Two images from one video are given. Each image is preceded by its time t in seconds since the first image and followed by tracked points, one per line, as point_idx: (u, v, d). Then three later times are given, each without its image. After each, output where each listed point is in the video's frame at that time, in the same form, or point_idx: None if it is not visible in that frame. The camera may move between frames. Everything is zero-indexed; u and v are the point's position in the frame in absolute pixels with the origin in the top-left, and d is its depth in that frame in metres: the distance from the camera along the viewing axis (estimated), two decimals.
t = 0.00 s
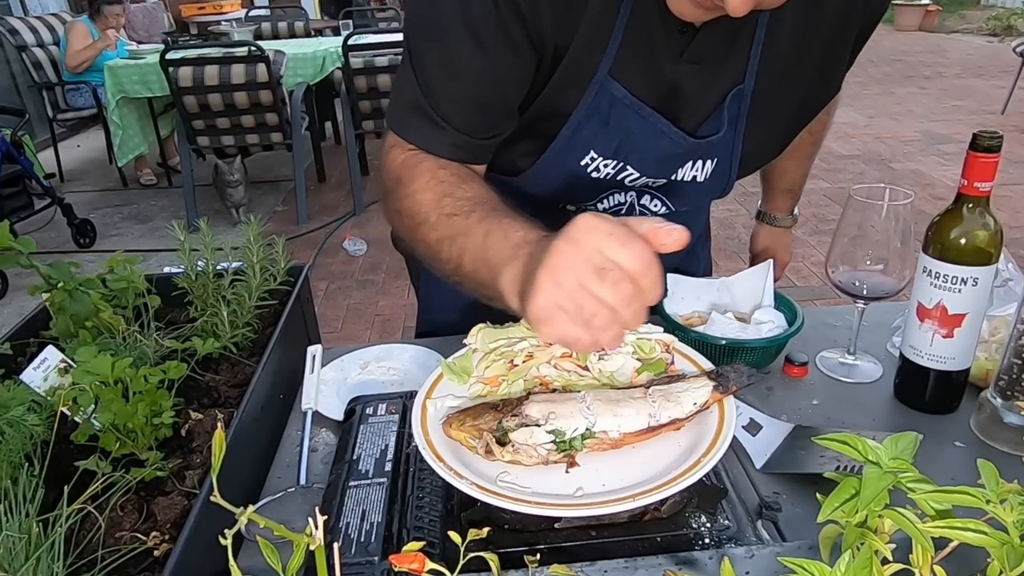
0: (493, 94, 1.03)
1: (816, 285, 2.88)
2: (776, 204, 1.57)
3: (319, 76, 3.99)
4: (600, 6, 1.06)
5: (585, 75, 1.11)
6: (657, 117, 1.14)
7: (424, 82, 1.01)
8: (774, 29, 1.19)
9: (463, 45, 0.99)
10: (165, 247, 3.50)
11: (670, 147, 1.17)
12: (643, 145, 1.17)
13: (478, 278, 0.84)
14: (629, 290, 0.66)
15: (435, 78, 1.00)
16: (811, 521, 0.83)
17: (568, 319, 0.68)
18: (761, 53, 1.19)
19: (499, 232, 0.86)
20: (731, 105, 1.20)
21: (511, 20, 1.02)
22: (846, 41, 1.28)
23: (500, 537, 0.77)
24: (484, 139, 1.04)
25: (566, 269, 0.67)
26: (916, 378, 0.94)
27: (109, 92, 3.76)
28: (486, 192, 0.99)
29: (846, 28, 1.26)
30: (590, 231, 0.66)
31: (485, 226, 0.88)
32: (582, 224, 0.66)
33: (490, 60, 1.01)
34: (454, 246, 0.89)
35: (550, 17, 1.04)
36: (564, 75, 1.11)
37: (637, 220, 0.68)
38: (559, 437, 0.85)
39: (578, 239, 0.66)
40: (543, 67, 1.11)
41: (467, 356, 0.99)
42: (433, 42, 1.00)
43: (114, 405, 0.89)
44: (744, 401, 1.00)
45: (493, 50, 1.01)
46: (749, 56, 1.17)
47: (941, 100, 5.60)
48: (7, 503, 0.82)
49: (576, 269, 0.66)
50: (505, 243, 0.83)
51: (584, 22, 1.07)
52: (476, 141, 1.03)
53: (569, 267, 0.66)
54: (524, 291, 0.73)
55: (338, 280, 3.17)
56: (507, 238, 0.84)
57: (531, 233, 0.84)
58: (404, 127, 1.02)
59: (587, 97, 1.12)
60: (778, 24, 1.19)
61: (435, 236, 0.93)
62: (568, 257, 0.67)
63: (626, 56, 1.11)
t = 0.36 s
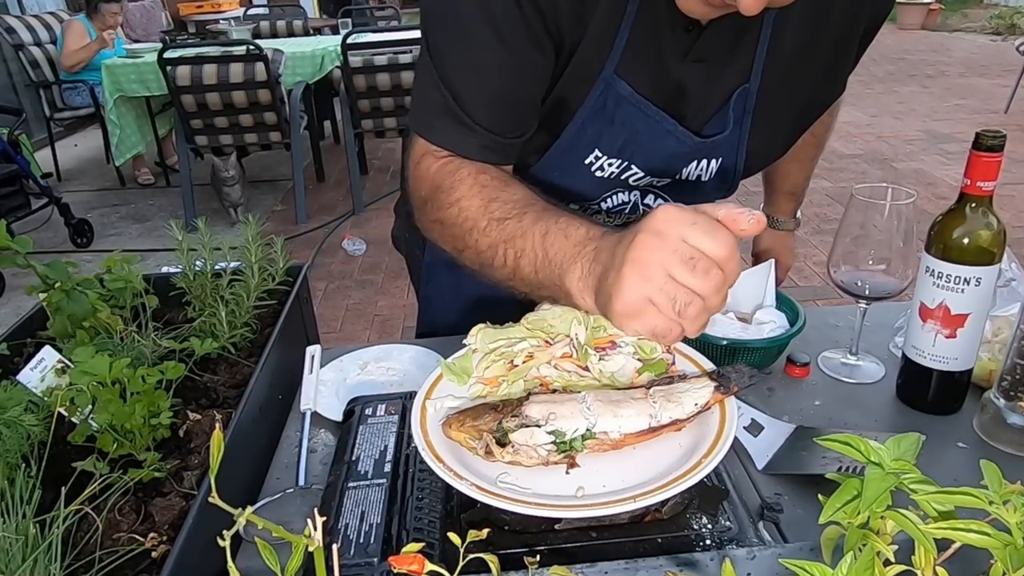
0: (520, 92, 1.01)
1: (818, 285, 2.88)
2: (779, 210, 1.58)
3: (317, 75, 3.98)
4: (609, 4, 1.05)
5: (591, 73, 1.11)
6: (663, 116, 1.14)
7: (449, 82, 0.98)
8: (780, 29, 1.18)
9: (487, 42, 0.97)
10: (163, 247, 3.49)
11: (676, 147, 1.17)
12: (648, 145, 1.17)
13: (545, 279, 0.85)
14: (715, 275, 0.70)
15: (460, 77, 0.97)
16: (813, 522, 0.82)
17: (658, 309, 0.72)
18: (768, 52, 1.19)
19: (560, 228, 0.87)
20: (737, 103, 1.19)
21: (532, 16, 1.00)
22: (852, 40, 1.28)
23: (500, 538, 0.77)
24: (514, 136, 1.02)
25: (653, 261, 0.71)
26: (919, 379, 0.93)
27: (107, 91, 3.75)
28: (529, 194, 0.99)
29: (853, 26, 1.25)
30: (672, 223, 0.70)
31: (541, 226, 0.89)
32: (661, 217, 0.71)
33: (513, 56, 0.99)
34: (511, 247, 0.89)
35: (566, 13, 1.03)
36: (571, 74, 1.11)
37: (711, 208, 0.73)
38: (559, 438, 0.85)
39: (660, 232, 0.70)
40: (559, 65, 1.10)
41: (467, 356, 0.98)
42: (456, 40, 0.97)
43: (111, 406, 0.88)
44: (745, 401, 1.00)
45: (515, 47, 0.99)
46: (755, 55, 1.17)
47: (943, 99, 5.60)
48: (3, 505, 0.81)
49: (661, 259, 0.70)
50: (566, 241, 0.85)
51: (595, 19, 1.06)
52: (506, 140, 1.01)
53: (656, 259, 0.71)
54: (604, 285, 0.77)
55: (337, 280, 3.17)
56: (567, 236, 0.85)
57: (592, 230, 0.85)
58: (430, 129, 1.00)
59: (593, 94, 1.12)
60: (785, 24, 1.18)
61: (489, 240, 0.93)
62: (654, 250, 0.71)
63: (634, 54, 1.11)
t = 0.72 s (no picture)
0: (507, 84, 1.01)
1: (819, 285, 2.88)
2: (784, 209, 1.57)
3: (317, 74, 3.97)
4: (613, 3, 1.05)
5: (599, 70, 1.10)
6: (673, 111, 1.13)
7: (438, 72, 0.99)
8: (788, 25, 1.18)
9: (477, 34, 0.97)
10: (161, 247, 3.49)
11: (687, 142, 1.16)
12: (658, 139, 1.16)
13: (481, 271, 0.82)
14: (631, 288, 0.65)
15: (447, 67, 0.98)
16: (815, 523, 0.82)
17: (569, 315, 0.68)
18: (776, 49, 1.18)
19: (509, 226, 0.84)
20: (747, 100, 1.19)
21: (524, 10, 1.00)
22: (864, 38, 1.27)
23: (500, 540, 0.76)
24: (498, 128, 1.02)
25: (570, 263, 0.66)
26: (921, 380, 0.93)
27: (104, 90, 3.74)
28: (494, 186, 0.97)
29: (864, 25, 1.25)
30: (596, 227, 0.65)
31: (490, 219, 0.86)
32: (588, 221, 0.66)
33: (505, 48, 0.99)
34: (459, 238, 0.87)
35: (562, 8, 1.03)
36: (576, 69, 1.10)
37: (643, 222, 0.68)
38: (560, 439, 0.85)
39: (585, 236, 0.66)
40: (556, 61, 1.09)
41: (467, 356, 0.98)
42: (448, 30, 0.98)
43: (109, 406, 0.88)
44: (746, 402, 0.99)
45: (506, 39, 0.99)
46: (764, 51, 1.17)
47: (944, 98, 5.59)
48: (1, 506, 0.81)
49: (576, 264, 0.66)
50: (509, 238, 0.82)
51: (597, 17, 1.05)
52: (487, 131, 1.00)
53: (573, 264, 0.66)
54: (525, 287, 0.72)
55: (337, 280, 3.16)
56: (510, 233, 0.82)
57: (536, 229, 0.82)
58: (416, 117, 1.00)
59: (602, 90, 1.11)
60: (793, 21, 1.18)
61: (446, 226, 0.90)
62: (572, 251, 0.66)
63: (642, 50, 1.10)
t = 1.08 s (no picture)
0: (521, 78, 1.00)
1: (821, 285, 2.87)
2: (792, 207, 1.56)
3: (315, 73, 3.96)
4: None
5: (598, 65, 1.10)
6: (671, 104, 1.13)
7: (450, 69, 0.97)
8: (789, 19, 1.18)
9: (490, 30, 0.96)
10: (159, 247, 3.48)
11: (683, 135, 1.16)
12: (654, 132, 1.16)
13: (515, 272, 0.82)
14: (679, 276, 0.63)
15: (460, 64, 0.97)
16: (817, 525, 0.81)
17: (616, 304, 0.66)
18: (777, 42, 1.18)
19: (540, 222, 0.84)
20: (745, 94, 1.19)
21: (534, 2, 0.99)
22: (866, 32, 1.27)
23: (499, 542, 0.76)
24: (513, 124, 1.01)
25: (617, 255, 0.64)
26: (923, 381, 0.92)
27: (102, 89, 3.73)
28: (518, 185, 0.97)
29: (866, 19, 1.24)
30: (641, 216, 0.62)
31: (520, 219, 0.86)
32: (631, 211, 0.63)
33: (517, 44, 0.99)
34: (488, 239, 0.87)
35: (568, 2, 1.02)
36: (579, 59, 1.09)
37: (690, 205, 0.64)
38: (560, 440, 0.84)
39: (630, 227, 0.63)
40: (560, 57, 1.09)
41: (467, 356, 0.98)
42: (458, 26, 0.96)
43: (106, 407, 0.87)
44: (747, 403, 0.99)
45: (517, 33, 0.98)
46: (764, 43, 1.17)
47: (946, 97, 5.58)
48: None
49: (624, 255, 0.64)
50: (543, 235, 0.82)
51: (600, 11, 1.05)
52: (505, 126, 1.00)
53: (620, 256, 0.64)
54: (567, 279, 0.72)
55: (336, 280, 3.15)
56: (544, 229, 0.82)
57: (568, 224, 0.82)
58: (430, 116, 0.99)
59: (598, 83, 1.10)
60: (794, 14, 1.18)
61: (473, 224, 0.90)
62: (619, 243, 0.64)
63: (640, 43, 1.10)
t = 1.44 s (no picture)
0: (511, 71, 1.01)
1: (823, 285, 2.87)
2: (797, 207, 1.55)
3: (314, 72, 3.95)
4: None
5: (590, 53, 1.09)
6: (662, 94, 1.11)
7: (437, 61, 0.99)
8: (787, 11, 1.16)
9: (477, 23, 0.98)
10: (157, 246, 3.48)
11: (677, 126, 1.14)
12: (648, 124, 1.14)
13: (493, 269, 0.81)
14: (649, 280, 0.64)
15: (448, 56, 0.98)
16: (819, 526, 0.81)
17: (590, 309, 0.66)
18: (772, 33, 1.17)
19: (517, 220, 0.83)
20: (739, 85, 1.16)
21: None
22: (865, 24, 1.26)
23: (499, 543, 0.75)
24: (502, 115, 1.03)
25: (585, 258, 0.65)
26: (926, 381, 0.92)
27: (100, 87, 3.73)
28: (504, 181, 0.97)
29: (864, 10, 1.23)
30: (611, 218, 0.64)
31: (502, 216, 0.85)
32: (602, 214, 0.64)
33: (503, 37, 0.99)
34: (471, 236, 0.86)
35: None
36: (572, 47, 1.08)
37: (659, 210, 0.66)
38: (560, 441, 0.83)
39: (600, 230, 0.64)
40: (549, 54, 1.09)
41: (467, 357, 0.97)
42: (446, 19, 0.99)
43: (104, 408, 0.87)
44: (749, 403, 0.98)
45: (504, 25, 0.99)
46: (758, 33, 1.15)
47: (947, 96, 5.58)
48: None
49: (592, 258, 0.64)
50: (520, 233, 0.80)
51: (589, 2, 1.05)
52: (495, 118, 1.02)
53: (589, 259, 0.65)
54: (539, 283, 0.71)
55: (335, 280, 3.15)
56: (522, 228, 0.81)
57: (547, 223, 0.80)
58: (421, 109, 1.01)
59: (590, 75, 1.10)
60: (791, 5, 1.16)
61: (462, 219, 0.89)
62: (587, 246, 0.65)
63: (631, 32, 1.09)
